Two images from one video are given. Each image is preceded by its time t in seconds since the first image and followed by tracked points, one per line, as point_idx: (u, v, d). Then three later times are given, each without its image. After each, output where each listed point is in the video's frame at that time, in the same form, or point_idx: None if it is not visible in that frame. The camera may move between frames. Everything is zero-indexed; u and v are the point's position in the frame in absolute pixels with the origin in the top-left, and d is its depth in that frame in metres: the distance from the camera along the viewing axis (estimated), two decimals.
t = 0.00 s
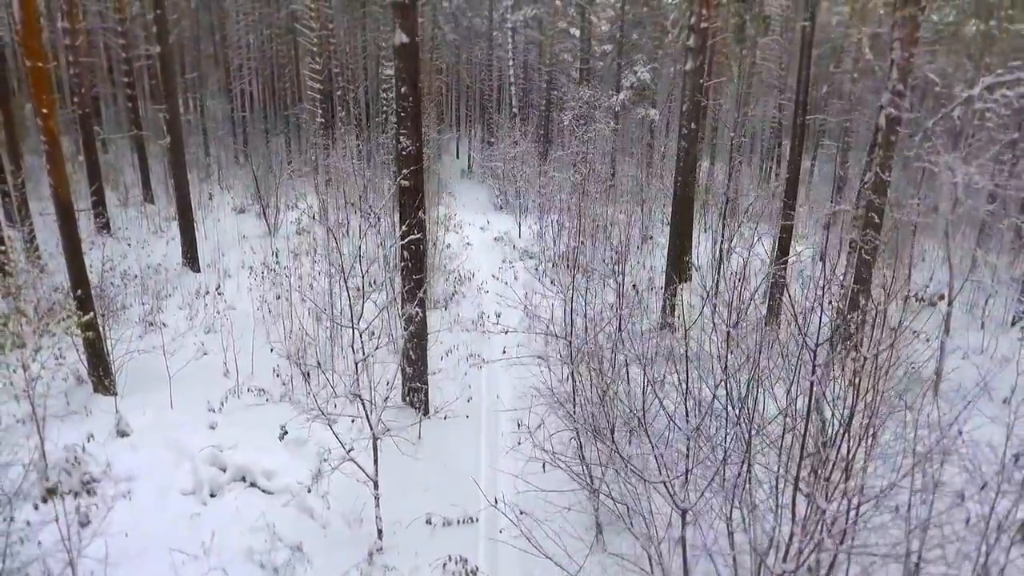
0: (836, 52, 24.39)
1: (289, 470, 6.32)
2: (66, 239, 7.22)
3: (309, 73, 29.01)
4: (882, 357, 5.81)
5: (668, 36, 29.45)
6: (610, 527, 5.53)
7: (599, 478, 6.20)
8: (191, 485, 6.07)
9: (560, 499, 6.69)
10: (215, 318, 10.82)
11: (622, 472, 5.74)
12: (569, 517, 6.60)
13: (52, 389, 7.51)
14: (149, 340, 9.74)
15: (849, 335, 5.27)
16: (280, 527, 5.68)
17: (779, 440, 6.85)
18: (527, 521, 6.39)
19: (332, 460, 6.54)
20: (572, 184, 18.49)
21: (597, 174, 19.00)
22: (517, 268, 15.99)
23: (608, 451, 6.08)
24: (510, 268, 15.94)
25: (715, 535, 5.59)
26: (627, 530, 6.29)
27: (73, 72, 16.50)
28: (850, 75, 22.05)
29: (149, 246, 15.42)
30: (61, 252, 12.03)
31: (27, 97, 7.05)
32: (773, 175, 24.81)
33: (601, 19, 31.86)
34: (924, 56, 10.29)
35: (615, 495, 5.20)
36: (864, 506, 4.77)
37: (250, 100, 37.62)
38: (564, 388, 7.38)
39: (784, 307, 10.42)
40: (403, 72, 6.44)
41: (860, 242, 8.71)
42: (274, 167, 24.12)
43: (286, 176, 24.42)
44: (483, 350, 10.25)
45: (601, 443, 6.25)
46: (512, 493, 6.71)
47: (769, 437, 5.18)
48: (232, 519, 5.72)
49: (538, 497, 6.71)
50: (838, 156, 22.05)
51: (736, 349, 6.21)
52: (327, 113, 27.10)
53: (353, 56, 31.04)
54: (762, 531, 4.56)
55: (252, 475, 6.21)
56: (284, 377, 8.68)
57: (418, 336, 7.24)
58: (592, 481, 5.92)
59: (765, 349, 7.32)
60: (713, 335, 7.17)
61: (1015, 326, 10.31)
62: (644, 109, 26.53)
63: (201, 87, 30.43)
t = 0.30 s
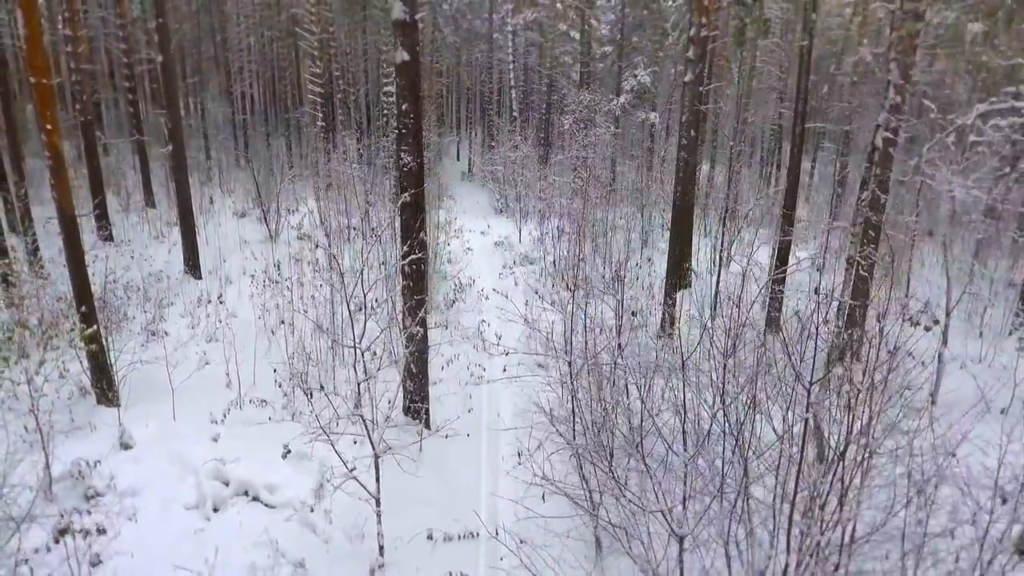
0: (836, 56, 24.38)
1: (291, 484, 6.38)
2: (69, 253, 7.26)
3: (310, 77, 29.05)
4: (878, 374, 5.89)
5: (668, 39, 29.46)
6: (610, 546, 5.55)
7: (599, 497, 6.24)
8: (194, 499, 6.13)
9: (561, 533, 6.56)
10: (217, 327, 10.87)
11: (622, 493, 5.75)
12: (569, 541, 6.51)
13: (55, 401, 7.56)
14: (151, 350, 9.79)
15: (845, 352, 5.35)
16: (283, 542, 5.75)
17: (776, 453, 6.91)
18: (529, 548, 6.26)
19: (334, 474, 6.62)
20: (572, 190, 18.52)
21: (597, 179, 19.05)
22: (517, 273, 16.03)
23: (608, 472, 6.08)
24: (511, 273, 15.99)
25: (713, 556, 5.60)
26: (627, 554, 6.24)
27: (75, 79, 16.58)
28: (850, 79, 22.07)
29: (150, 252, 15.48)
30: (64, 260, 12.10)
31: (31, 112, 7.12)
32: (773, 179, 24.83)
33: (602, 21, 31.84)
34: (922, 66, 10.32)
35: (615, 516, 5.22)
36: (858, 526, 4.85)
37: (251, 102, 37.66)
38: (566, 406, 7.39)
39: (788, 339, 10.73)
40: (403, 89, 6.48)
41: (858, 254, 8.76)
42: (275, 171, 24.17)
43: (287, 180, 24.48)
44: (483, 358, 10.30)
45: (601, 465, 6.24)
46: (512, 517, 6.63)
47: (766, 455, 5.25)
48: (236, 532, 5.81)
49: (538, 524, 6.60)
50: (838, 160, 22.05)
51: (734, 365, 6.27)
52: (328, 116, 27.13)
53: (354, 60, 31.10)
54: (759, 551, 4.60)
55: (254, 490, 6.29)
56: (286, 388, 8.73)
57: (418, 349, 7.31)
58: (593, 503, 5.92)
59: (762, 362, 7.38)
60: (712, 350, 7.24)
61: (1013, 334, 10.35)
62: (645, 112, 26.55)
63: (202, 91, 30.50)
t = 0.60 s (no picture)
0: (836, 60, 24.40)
1: (293, 499, 6.45)
2: (73, 268, 7.32)
3: (311, 81, 29.10)
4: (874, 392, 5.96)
5: (669, 42, 29.48)
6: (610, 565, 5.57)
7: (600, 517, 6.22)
8: (197, 514, 6.20)
9: (559, 554, 6.37)
10: (219, 336, 10.93)
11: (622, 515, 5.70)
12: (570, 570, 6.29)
13: (57, 412, 7.60)
14: (152, 360, 9.84)
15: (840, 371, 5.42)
16: (285, 557, 5.82)
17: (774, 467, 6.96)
18: None
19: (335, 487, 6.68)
20: (572, 195, 18.56)
21: (597, 185, 19.09)
22: (518, 280, 16.07)
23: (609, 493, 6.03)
24: (511, 280, 16.04)
25: None
26: None
27: (77, 86, 16.65)
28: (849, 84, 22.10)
29: (152, 259, 15.55)
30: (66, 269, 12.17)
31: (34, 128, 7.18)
32: (773, 183, 24.87)
33: (602, 24, 31.86)
34: (919, 76, 10.38)
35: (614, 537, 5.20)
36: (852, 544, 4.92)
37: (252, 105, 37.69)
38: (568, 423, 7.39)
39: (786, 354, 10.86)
40: (404, 107, 6.53)
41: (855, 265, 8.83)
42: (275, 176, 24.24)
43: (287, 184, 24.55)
44: (482, 366, 10.34)
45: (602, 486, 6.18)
46: (512, 545, 6.41)
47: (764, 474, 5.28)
48: (239, 547, 5.88)
49: (539, 552, 6.38)
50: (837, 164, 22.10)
51: (732, 381, 6.34)
52: (328, 120, 27.20)
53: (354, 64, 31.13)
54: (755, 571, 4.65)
55: (257, 504, 6.35)
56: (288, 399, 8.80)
57: (419, 364, 7.34)
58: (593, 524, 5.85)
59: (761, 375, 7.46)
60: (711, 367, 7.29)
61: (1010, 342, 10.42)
62: (645, 117, 26.60)
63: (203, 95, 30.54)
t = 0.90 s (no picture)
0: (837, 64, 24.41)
1: (296, 512, 6.51)
2: (76, 282, 7.37)
3: (312, 84, 29.14)
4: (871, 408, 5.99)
5: (669, 45, 29.49)
6: None
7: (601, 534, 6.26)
8: (200, 528, 6.28)
9: None
10: (221, 345, 10.99)
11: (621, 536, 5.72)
12: None
13: (60, 423, 7.66)
14: (155, 369, 9.91)
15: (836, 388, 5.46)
16: (288, 571, 5.88)
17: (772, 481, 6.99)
18: None
19: (336, 501, 6.74)
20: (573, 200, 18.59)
21: (597, 190, 19.12)
22: (518, 285, 16.13)
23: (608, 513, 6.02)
24: (512, 285, 16.08)
25: None
26: None
27: (78, 92, 16.72)
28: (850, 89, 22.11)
29: (154, 266, 15.61)
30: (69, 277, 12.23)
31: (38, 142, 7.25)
32: (773, 186, 24.91)
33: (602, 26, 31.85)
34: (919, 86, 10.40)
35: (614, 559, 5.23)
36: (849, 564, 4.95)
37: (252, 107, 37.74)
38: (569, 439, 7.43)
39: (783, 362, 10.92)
40: (404, 123, 6.57)
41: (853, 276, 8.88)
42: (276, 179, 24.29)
43: (288, 188, 24.59)
44: (482, 374, 10.38)
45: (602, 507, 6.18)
46: (512, 568, 6.36)
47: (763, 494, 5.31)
48: (241, 562, 5.94)
49: None
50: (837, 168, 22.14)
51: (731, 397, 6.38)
52: (329, 124, 27.24)
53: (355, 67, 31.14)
54: None
55: (259, 518, 6.43)
56: (289, 409, 8.87)
57: (420, 377, 7.36)
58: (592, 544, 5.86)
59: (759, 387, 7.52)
60: (710, 380, 7.36)
61: (1008, 351, 10.47)
62: (645, 120, 26.62)
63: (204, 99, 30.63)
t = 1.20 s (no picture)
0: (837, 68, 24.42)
1: (298, 526, 6.58)
2: (80, 295, 7.44)
3: (312, 88, 29.19)
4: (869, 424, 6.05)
5: (670, 47, 29.47)
6: None
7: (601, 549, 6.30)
8: (203, 542, 6.34)
9: None
10: (222, 354, 11.05)
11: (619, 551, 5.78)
12: None
13: (64, 434, 7.72)
14: (156, 378, 9.97)
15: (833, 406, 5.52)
16: None
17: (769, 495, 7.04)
18: None
19: (337, 515, 6.81)
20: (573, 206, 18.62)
21: (598, 195, 19.16)
22: (518, 291, 16.19)
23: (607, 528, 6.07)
24: (512, 291, 16.15)
25: None
26: None
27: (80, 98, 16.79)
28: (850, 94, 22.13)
29: (155, 271, 15.68)
30: (71, 285, 12.29)
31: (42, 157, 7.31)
32: (772, 190, 24.93)
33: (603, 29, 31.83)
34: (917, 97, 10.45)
35: None
36: None
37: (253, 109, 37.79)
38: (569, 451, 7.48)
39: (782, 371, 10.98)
40: (406, 140, 6.62)
41: (851, 288, 8.93)
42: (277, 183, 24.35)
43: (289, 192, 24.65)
44: (483, 383, 10.46)
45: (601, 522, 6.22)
46: None
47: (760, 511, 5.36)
48: None
49: None
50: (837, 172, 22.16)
51: (728, 412, 6.44)
52: (329, 127, 27.26)
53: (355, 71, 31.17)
54: None
55: (262, 532, 6.50)
56: (291, 420, 8.93)
57: (421, 390, 7.42)
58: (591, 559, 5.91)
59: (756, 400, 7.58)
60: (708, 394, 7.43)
61: (1006, 360, 10.51)
62: (645, 124, 26.65)
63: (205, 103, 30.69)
